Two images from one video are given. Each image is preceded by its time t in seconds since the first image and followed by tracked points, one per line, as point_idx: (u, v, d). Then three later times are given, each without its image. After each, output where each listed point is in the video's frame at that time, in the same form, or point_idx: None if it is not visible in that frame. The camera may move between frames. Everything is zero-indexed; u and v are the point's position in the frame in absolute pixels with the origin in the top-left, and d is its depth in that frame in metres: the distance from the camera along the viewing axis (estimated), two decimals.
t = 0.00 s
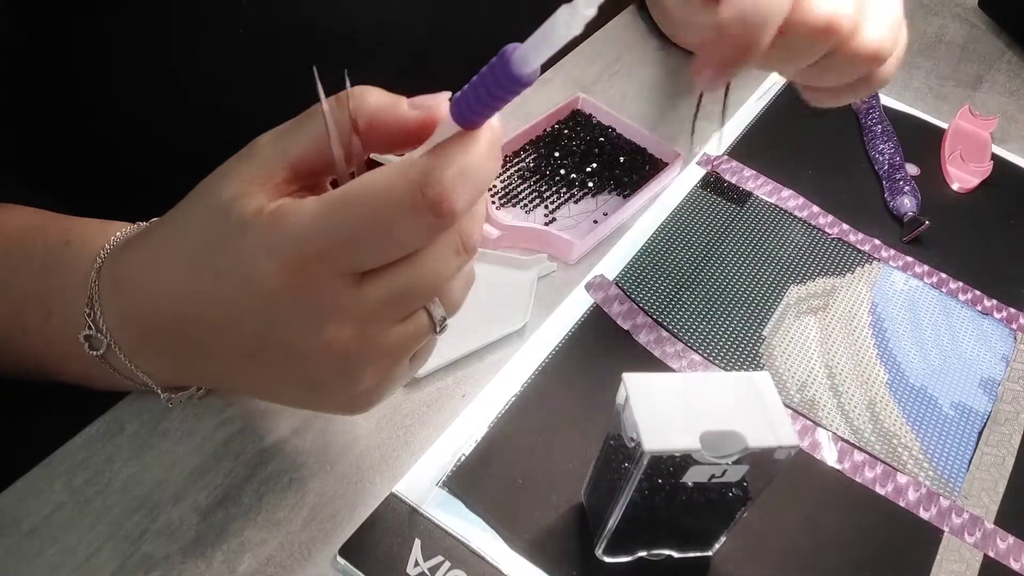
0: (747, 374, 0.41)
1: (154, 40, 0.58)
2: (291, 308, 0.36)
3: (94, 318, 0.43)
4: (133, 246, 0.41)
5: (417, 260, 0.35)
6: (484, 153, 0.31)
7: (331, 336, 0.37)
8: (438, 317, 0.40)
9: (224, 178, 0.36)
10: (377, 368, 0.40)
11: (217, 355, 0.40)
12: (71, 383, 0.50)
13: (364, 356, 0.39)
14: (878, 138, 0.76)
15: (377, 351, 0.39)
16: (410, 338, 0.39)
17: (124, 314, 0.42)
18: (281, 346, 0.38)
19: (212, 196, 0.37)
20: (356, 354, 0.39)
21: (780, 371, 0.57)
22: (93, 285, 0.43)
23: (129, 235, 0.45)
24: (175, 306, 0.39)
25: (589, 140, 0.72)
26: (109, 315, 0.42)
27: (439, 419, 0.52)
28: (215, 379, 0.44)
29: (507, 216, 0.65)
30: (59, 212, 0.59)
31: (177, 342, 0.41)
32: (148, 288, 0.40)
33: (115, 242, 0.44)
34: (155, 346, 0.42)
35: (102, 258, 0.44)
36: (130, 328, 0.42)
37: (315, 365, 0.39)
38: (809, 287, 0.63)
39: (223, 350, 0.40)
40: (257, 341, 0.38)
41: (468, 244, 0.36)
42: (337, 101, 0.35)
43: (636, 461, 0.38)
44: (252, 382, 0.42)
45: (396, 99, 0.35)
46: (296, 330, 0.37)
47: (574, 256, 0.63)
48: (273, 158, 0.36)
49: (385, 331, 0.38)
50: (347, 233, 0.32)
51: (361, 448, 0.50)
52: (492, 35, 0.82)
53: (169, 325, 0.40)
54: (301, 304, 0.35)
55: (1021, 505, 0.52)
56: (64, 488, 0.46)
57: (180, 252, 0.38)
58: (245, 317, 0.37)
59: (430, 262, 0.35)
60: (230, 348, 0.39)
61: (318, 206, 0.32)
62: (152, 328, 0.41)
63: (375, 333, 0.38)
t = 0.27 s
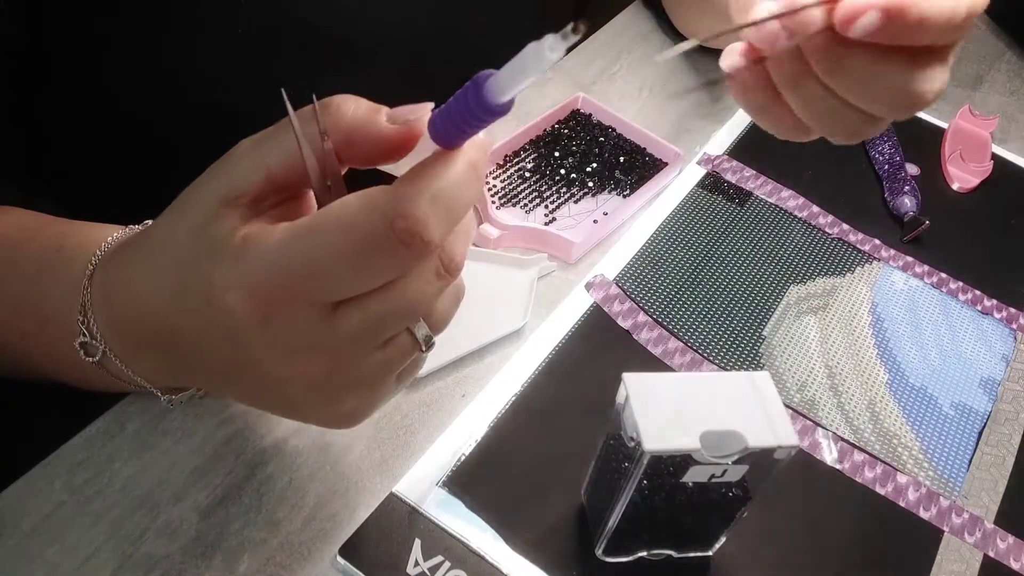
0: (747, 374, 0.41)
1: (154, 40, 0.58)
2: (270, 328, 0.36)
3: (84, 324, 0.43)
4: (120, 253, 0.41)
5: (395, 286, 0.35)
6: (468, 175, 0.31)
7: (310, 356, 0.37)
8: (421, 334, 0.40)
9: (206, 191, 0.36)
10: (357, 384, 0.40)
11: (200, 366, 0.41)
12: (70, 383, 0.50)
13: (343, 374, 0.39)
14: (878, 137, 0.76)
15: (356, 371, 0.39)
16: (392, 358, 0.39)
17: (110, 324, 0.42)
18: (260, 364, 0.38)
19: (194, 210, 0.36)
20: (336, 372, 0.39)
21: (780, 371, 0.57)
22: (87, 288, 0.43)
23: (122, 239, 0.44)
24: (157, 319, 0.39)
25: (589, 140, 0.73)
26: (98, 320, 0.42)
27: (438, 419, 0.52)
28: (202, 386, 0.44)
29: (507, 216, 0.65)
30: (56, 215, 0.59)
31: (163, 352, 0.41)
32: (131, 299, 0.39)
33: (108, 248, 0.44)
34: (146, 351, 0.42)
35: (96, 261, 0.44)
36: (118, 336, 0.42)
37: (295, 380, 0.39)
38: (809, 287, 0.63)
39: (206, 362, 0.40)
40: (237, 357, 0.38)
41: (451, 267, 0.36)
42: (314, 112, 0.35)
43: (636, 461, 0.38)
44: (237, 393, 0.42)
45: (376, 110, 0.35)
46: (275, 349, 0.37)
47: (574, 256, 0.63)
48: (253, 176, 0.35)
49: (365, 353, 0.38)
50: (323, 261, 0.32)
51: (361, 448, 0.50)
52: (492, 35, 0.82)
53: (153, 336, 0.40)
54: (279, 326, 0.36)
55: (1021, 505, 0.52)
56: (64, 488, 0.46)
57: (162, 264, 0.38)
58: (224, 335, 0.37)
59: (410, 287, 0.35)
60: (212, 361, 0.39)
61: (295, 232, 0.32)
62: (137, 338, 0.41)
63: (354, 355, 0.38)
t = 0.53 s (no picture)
0: (747, 373, 0.41)
1: (154, 40, 0.58)
2: (264, 346, 0.36)
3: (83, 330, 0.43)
4: (118, 256, 0.41)
5: (390, 307, 0.35)
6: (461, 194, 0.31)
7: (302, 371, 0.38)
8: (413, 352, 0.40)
9: (204, 201, 0.36)
10: (350, 400, 0.40)
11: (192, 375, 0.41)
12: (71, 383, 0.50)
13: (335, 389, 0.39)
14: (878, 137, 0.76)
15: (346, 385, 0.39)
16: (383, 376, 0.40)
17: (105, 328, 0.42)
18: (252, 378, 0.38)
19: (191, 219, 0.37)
20: (327, 388, 0.39)
21: (780, 372, 0.56)
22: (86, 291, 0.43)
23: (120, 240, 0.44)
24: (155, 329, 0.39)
25: (589, 140, 0.73)
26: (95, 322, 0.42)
27: (438, 419, 0.52)
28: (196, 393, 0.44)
29: (507, 216, 0.65)
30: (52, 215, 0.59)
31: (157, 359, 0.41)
32: (127, 305, 0.39)
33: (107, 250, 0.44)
34: (143, 354, 0.42)
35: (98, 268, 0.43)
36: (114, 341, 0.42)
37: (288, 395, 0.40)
38: (809, 287, 0.63)
39: (199, 372, 0.40)
40: (230, 371, 0.39)
41: (447, 287, 0.36)
42: (312, 124, 0.35)
43: (636, 461, 0.39)
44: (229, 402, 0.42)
45: (377, 125, 0.35)
46: (268, 365, 0.38)
47: (574, 256, 0.63)
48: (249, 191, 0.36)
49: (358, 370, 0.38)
50: (317, 281, 0.32)
51: (361, 448, 0.50)
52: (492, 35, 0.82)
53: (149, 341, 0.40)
54: (272, 342, 0.36)
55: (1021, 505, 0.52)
56: (63, 488, 0.45)
57: (158, 272, 0.38)
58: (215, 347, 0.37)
59: (404, 309, 0.35)
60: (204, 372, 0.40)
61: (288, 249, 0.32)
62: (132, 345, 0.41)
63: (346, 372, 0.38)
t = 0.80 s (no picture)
0: (747, 373, 0.41)
1: (155, 40, 0.58)
2: (266, 352, 0.36)
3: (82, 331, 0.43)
4: (119, 257, 0.41)
5: (392, 316, 0.35)
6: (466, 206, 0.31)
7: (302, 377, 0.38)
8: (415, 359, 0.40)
9: (207, 205, 0.36)
10: (351, 407, 0.41)
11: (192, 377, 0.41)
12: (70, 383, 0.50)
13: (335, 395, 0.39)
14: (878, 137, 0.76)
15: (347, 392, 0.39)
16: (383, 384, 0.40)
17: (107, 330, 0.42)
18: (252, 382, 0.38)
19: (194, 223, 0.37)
20: (327, 394, 0.39)
21: (780, 372, 0.56)
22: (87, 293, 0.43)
23: (121, 241, 0.44)
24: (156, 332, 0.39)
25: (589, 140, 0.73)
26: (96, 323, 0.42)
27: (438, 419, 0.52)
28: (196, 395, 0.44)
29: (507, 216, 0.65)
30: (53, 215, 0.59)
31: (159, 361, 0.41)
32: (128, 308, 0.40)
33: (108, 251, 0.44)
34: (143, 355, 0.42)
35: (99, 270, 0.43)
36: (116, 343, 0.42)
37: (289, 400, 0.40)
38: (809, 288, 0.63)
39: (201, 375, 0.40)
40: (231, 375, 0.39)
41: (451, 296, 0.36)
42: (322, 131, 0.35)
43: (636, 461, 0.39)
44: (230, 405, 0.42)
45: (385, 132, 0.34)
46: (269, 371, 0.38)
47: (574, 256, 0.63)
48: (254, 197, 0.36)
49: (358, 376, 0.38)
50: (322, 288, 0.32)
51: (361, 448, 0.50)
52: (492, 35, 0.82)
53: (152, 343, 0.40)
54: (273, 347, 0.36)
55: (1020, 505, 0.52)
56: (63, 488, 0.45)
57: (160, 276, 0.38)
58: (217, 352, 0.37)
59: (407, 318, 0.35)
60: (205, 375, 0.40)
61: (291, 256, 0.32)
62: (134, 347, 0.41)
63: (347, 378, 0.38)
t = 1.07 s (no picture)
0: (747, 373, 0.41)
1: (155, 40, 0.58)
2: (266, 354, 0.36)
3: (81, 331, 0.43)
4: (119, 257, 0.41)
5: (393, 319, 0.35)
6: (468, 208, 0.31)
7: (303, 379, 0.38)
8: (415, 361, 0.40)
9: (208, 207, 0.36)
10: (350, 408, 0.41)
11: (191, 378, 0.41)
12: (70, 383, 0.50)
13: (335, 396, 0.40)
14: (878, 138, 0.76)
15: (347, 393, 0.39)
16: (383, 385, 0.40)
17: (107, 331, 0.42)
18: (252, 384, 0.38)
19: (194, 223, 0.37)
20: (328, 396, 0.39)
21: (780, 371, 0.56)
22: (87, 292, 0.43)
23: (121, 241, 0.44)
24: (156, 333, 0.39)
25: (589, 140, 0.73)
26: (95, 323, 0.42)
27: (438, 418, 0.52)
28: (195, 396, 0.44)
29: (507, 216, 0.65)
30: (53, 215, 0.59)
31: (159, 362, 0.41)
32: (128, 308, 0.40)
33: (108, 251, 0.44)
34: (142, 355, 0.42)
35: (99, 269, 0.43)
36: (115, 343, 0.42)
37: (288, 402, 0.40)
38: (809, 287, 0.63)
39: (201, 376, 0.40)
40: (231, 376, 0.39)
41: (451, 299, 0.36)
42: (323, 133, 0.34)
43: (636, 461, 0.38)
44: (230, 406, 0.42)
45: (387, 135, 0.34)
46: (269, 373, 0.38)
47: (574, 256, 0.63)
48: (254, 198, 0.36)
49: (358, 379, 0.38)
50: (324, 289, 0.32)
51: (361, 448, 0.50)
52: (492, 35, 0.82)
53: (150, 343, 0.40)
54: (272, 350, 0.36)
55: (1020, 505, 0.52)
56: (63, 488, 0.45)
57: (160, 277, 0.38)
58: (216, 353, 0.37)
59: (407, 322, 0.35)
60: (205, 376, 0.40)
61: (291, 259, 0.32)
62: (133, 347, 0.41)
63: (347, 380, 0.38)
